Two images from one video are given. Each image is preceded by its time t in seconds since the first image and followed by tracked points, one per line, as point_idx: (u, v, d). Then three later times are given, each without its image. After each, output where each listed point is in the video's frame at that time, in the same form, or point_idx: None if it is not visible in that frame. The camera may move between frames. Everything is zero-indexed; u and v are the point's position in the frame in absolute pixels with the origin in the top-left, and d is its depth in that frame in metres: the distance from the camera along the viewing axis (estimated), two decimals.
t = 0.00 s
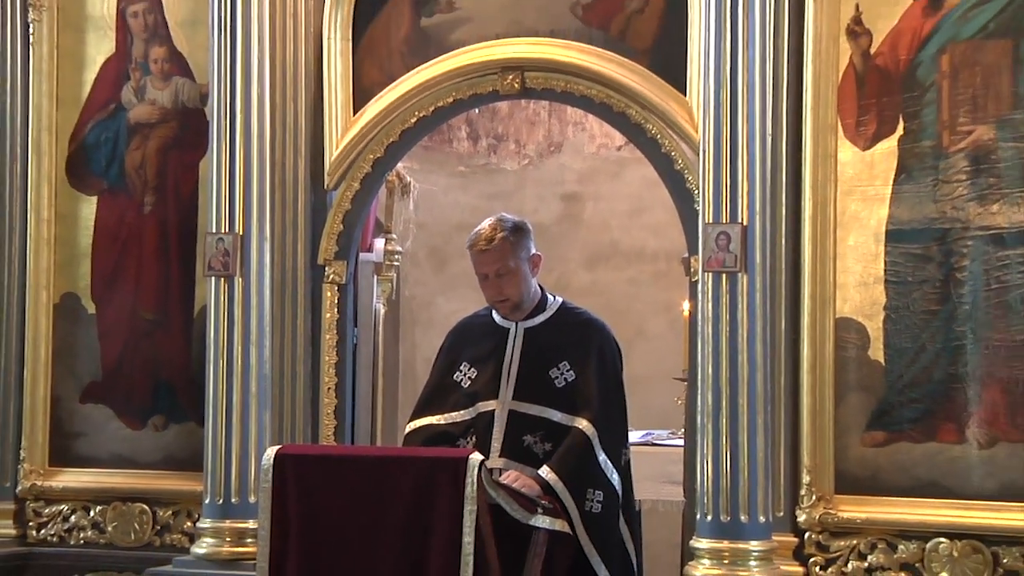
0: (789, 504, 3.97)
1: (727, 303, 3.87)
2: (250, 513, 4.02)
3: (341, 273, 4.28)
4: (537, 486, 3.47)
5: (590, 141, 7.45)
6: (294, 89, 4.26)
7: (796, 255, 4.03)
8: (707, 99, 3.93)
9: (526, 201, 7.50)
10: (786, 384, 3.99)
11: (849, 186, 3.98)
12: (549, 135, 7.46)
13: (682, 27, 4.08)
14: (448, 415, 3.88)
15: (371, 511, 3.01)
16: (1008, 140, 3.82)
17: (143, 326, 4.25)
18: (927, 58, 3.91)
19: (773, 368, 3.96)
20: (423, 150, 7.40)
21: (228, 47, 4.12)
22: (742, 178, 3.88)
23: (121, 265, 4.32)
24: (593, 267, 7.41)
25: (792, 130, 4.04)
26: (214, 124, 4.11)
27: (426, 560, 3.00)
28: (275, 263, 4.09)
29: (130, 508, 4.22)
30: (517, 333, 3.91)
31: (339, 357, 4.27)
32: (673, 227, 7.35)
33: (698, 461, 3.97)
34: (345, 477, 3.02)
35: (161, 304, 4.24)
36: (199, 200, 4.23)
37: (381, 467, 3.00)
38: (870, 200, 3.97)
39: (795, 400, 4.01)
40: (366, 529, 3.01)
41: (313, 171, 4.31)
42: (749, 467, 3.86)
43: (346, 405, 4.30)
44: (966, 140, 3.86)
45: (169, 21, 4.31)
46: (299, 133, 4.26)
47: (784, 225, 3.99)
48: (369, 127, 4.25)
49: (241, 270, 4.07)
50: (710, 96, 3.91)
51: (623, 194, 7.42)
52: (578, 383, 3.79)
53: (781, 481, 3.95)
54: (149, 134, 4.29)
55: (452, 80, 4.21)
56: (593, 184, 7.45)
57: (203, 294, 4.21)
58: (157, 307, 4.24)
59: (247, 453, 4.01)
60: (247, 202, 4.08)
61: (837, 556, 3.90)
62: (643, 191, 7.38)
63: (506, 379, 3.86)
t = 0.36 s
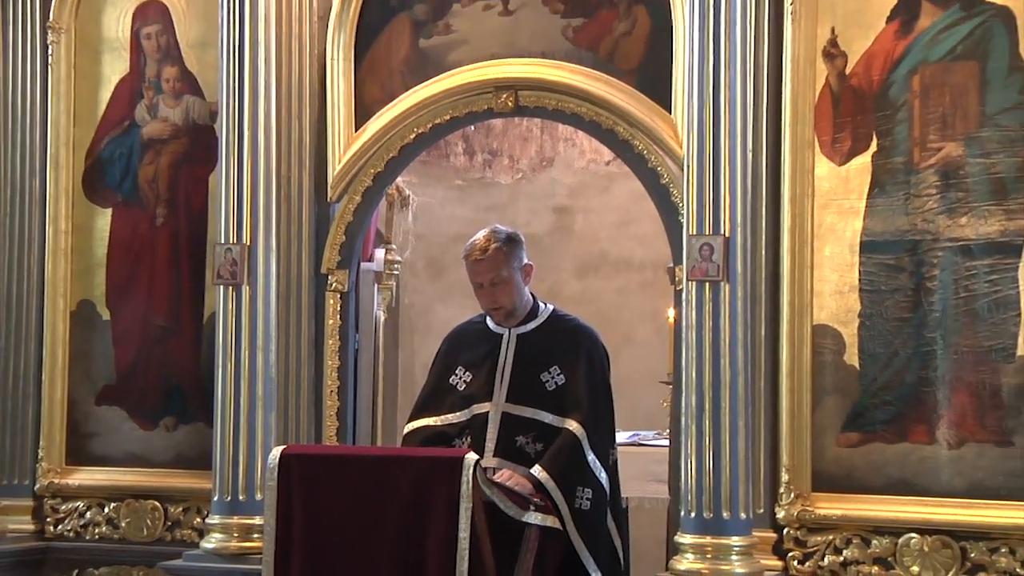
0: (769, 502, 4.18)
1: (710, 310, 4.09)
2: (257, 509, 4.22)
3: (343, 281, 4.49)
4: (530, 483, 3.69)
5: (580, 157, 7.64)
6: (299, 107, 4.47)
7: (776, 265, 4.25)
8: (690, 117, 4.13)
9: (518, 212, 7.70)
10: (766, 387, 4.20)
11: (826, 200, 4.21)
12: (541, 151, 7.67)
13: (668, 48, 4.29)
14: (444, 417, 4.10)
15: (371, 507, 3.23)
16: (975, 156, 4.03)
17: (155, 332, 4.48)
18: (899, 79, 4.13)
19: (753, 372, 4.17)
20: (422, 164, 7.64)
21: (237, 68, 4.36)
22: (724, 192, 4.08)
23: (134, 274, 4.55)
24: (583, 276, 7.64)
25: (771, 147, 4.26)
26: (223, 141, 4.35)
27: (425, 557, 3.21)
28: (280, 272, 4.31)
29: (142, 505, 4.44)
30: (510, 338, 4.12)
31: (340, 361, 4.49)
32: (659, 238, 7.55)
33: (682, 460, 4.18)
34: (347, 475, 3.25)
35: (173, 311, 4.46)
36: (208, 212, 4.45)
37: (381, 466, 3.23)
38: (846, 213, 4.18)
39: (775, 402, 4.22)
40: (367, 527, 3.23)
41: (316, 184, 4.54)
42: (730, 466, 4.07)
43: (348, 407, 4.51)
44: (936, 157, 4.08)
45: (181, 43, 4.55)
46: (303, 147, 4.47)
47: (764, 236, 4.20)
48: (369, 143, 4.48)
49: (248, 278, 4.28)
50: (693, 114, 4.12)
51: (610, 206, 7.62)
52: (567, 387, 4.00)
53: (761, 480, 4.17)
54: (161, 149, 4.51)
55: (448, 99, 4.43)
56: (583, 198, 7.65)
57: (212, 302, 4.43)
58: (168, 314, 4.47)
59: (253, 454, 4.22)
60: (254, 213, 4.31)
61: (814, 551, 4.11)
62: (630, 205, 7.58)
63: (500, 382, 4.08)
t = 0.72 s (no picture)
0: (751, 495, 4.41)
1: (696, 313, 4.32)
2: (266, 503, 4.46)
3: (348, 287, 4.74)
4: (525, 478, 3.94)
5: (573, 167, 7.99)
6: (305, 120, 4.71)
7: (759, 271, 4.47)
8: (677, 132, 4.36)
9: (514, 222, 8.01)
10: (749, 386, 4.43)
11: (806, 209, 4.43)
12: (535, 162, 8.00)
13: (656, 64, 4.51)
14: (442, 415, 4.34)
15: (373, 501, 3.56)
16: (947, 167, 4.25)
17: (168, 334, 4.73)
18: (875, 94, 4.36)
19: (737, 372, 4.40)
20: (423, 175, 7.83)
21: (247, 83, 4.59)
22: (710, 201, 4.32)
23: (149, 280, 4.80)
24: (575, 281, 8.00)
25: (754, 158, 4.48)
26: (234, 153, 4.59)
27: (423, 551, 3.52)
28: (287, 277, 4.55)
29: (156, 498, 4.69)
30: (504, 340, 4.36)
31: (344, 362, 4.71)
32: (648, 245, 7.92)
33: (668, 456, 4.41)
34: (350, 471, 3.58)
35: (185, 314, 4.71)
36: (220, 220, 4.70)
37: (382, 463, 3.55)
38: (825, 221, 4.41)
39: (757, 401, 4.46)
40: (371, 524, 3.55)
41: (323, 192, 4.77)
42: (715, 462, 4.30)
43: (351, 406, 4.73)
44: (910, 168, 4.30)
45: (194, 60, 4.81)
46: (310, 156, 4.71)
47: (747, 243, 4.41)
48: (373, 154, 4.71)
49: (257, 284, 4.51)
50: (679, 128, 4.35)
51: (602, 215, 7.99)
52: (560, 386, 4.22)
53: (744, 474, 4.40)
54: (175, 161, 4.76)
55: (446, 113, 4.66)
56: (575, 206, 7.99)
57: (222, 306, 4.67)
58: (181, 317, 4.72)
59: (262, 451, 4.45)
60: (264, 222, 4.53)
61: (794, 542, 4.34)
62: (620, 213, 7.95)
63: (495, 381, 4.30)
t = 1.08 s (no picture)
0: (738, 476, 4.65)
1: (687, 303, 4.55)
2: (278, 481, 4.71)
3: (356, 278, 4.97)
4: (523, 459, 4.16)
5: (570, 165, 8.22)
6: (317, 119, 4.96)
7: (747, 263, 4.71)
8: (668, 130, 4.59)
9: (514, 216, 8.27)
10: (737, 373, 4.66)
11: (792, 205, 4.67)
12: (535, 160, 8.22)
13: (650, 67, 4.73)
14: (442, 399, 4.57)
15: (379, 478, 3.90)
16: (925, 166, 4.48)
17: (186, 321, 5.02)
18: (857, 97, 4.59)
19: (725, 360, 4.63)
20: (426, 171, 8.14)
21: (261, 83, 4.87)
22: (700, 197, 4.55)
23: (168, 270, 5.10)
24: (572, 274, 8.23)
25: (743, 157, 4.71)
26: (249, 150, 4.86)
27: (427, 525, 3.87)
28: (299, 268, 4.80)
29: (174, 477, 4.99)
30: (503, 329, 4.58)
31: (353, 349, 4.95)
32: (643, 239, 8.13)
33: (661, 439, 4.64)
34: (357, 450, 3.92)
35: (202, 302, 5.00)
36: (235, 214, 4.96)
37: (387, 443, 3.89)
38: (810, 217, 4.64)
39: (745, 387, 4.70)
40: (379, 501, 3.89)
41: (332, 188, 5.01)
42: (704, 444, 4.54)
43: (359, 391, 4.98)
44: (890, 167, 4.54)
45: (212, 61, 5.08)
46: (320, 151, 4.95)
47: (736, 237, 4.64)
48: (380, 151, 4.95)
49: (271, 274, 4.77)
50: (671, 128, 4.58)
51: (598, 210, 8.22)
52: (555, 372, 4.45)
53: (732, 457, 4.64)
54: (193, 157, 5.06)
55: (450, 112, 4.90)
56: (573, 202, 8.22)
57: (237, 295, 4.96)
58: (198, 306, 5.01)
59: (274, 432, 4.71)
60: (276, 216, 4.80)
61: (779, 520, 4.59)
62: (615, 209, 8.17)
63: (494, 368, 4.53)
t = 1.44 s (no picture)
0: (726, 463, 4.89)
1: (677, 299, 4.79)
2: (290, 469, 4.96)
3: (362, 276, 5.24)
4: (522, 447, 4.41)
5: (565, 168, 8.46)
6: (325, 124, 5.25)
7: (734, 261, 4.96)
8: (659, 134, 4.82)
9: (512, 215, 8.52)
10: (725, 365, 4.91)
11: (777, 206, 4.91)
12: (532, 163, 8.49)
13: (642, 73, 4.97)
14: (442, 390, 4.82)
15: (384, 466, 4.15)
16: (903, 168, 4.73)
17: (202, 317, 5.28)
18: (838, 102, 4.84)
19: (714, 352, 4.87)
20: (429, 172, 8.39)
21: (272, 91, 5.14)
22: (690, 198, 4.79)
23: (184, 268, 5.36)
24: (568, 271, 8.49)
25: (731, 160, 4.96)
26: (260, 156, 5.13)
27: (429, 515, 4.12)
28: (308, 268, 5.07)
29: (191, 465, 5.25)
30: (500, 325, 4.82)
31: (360, 344, 5.22)
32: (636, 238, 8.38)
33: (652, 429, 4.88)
34: (363, 440, 4.17)
35: (217, 300, 5.27)
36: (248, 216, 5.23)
37: (392, 433, 4.14)
38: (793, 217, 4.89)
39: (732, 379, 4.94)
40: (384, 487, 4.15)
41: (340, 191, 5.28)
42: (694, 433, 4.78)
43: (366, 383, 5.24)
44: (869, 169, 4.78)
45: (225, 71, 5.36)
46: (329, 163, 5.24)
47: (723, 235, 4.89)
48: (385, 156, 5.22)
49: (282, 273, 5.03)
50: (662, 132, 4.81)
51: (593, 211, 8.44)
52: (551, 364, 4.68)
53: (721, 444, 4.88)
54: (209, 161, 5.32)
55: (451, 119, 5.16)
56: (568, 203, 8.45)
57: (249, 292, 5.22)
58: (213, 302, 5.27)
59: (286, 422, 4.96)
60: (286, 216, 5.06)
61: (765, 505, 4.84)
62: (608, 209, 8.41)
63: (490, 361, 4.77)
